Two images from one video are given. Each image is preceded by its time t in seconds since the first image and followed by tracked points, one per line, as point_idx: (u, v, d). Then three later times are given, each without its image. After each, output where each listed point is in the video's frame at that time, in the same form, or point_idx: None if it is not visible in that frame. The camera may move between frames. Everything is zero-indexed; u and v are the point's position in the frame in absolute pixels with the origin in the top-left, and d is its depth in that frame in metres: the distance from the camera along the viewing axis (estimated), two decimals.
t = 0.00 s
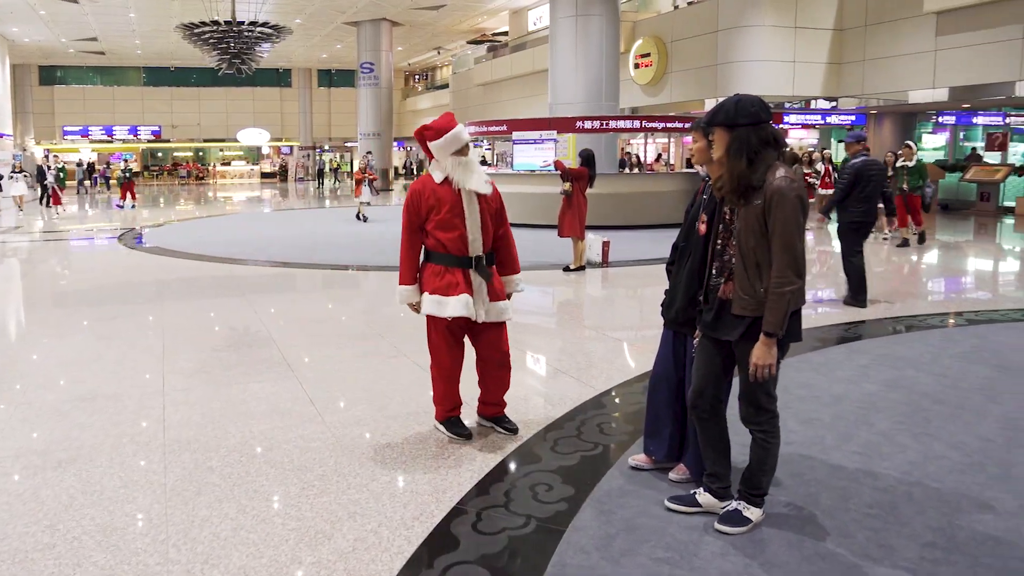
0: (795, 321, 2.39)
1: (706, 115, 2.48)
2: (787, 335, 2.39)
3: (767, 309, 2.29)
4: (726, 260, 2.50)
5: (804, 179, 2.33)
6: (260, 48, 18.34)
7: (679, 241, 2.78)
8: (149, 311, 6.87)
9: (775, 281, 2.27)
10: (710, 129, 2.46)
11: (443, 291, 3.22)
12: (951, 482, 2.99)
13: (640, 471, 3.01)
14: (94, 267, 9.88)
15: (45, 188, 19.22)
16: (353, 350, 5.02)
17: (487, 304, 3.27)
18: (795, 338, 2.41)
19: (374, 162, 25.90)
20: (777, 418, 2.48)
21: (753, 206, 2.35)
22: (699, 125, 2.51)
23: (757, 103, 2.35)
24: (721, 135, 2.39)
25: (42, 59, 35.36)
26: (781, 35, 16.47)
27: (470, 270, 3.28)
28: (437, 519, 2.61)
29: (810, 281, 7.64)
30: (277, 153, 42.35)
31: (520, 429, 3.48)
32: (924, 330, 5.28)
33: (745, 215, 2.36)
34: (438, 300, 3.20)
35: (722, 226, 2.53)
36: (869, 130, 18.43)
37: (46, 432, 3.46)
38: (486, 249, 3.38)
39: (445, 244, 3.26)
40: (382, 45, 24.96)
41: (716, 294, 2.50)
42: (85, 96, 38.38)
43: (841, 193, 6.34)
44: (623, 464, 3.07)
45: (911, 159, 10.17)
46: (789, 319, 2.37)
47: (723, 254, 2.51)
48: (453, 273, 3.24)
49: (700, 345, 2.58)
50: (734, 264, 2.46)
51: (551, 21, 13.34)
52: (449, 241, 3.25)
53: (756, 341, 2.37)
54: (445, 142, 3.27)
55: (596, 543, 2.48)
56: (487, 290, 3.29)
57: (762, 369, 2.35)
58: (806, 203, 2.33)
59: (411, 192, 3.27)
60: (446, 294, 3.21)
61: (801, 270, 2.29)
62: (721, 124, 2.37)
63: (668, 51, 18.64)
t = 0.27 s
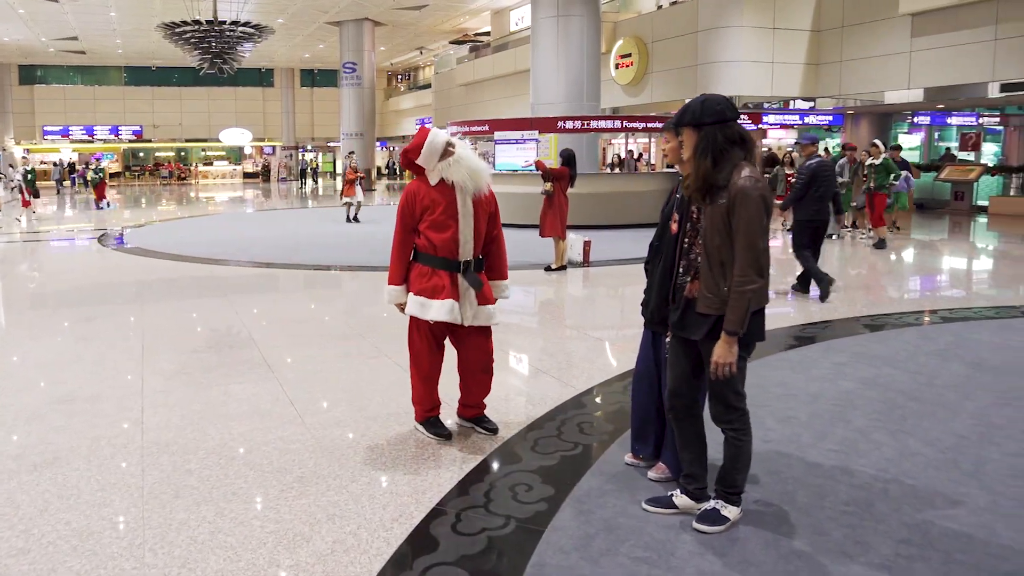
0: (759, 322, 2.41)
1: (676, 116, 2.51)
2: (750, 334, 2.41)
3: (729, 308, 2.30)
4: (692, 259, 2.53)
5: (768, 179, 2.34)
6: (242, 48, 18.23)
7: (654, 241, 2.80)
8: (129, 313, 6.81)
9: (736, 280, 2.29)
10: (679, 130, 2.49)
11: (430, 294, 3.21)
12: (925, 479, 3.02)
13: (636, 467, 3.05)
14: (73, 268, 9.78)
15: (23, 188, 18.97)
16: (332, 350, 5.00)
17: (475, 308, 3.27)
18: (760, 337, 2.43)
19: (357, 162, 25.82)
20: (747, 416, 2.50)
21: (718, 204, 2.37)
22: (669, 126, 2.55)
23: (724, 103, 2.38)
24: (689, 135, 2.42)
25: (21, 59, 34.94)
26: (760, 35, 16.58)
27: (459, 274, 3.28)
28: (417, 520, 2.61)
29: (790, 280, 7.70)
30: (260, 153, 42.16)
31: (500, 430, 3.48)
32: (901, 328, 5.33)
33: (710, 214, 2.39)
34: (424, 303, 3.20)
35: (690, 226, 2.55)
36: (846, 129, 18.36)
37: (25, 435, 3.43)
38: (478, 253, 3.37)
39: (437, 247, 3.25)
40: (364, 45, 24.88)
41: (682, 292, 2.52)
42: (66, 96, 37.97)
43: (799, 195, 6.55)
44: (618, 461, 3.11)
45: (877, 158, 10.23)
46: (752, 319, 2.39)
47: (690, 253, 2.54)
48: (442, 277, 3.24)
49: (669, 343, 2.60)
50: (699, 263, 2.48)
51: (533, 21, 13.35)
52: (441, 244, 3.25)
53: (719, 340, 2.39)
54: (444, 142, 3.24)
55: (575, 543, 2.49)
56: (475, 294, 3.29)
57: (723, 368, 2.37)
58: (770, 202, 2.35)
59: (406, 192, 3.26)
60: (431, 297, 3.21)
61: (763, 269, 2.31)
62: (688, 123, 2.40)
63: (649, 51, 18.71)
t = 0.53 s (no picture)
0: (730, 318, 2.41)
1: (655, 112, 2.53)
2: (722, 329, 2.41)
3: (697, 302, 2.31)
4: (668, 254, 2.54)
5: (743, 174, 2.35)
6: (235, 47, 18.23)
7: (636, 237, 2.81)
8: (120, 312, 6.79)
9: (707, 274, 2.29)
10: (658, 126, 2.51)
11: (418, 292, 3.23)
12: (914, 476, 3.02)
13: (624, 465, 3.06)
14: (64, 268, 9.75)
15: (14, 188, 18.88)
16: (322, 350, 4.99)
17: (464, 306, 3.25)
18: (732, 333, 2.43)
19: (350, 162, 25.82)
20: (726, 411, 2.50)
21: (693, 198, 2.38)
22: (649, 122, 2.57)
23: (701, 99, 2.39)
24: (666, 130, 2.43)
25: (14, 59, 34.83)
26: (752, 35, 16.59)
27: (448, 272, 3.26)
28: (403, 519, 2.60)
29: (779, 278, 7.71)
30: (253, 153, 42.09)
31: (490, 429, 3.47)
32: (890, 325, 5.33)
33: (685, 207, 2.40)
34: (410, 301, 3.22)
35: (666, 221, 2.56)
36: (837, 128, 18.37)
37: (13, 434, 3.41)
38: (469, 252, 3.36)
39: (427, 243, 3.25)
40: (357, 44, 24.89)
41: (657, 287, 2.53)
42: (59, 95, 37.86)
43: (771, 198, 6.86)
44: (608, 458, 3.11)
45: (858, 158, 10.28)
46: (723, 314, 2.40)
47: (666, 248, 2.55)
48: (431, 274, 3.24)
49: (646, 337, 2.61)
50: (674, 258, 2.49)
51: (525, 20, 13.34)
52: (429, 242, 3.25)
53: (687, 334, 2.40)
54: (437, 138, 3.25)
55: (562, 541, 2.48)
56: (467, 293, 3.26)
57: (689, 361, 2.38)
58: (745, 198, 2.35)
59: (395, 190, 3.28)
60: (420, 294, 3.22)
61: (734, 266, 2.32)
62: (664, 119, 2.41)
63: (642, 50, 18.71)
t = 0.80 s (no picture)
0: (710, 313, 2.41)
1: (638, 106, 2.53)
2: (702, 324, 2.41)
3: (676, 297, 2.31)
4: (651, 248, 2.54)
5: (724, 168, 2.34)
6: (232, 45, 18.23)
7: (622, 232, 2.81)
8: (111, 311, 6.75)
9: (686, 269, 2.29)
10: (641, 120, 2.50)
11: (423, 311, 3.20)
12: (906, 474, 3.00)
13: (615, 464, 3.03)
14: (58, 267, 9.70)
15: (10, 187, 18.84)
16: (312, 348, 4.97)
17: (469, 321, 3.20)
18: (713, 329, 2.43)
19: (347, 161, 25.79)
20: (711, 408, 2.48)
21: (674, 192, 2.38)
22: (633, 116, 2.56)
23: (683, 91, 2.39)
24: (649, 124, 2.43)
25: (13, 58, 34.82)
26: (750, 34, 16.56)
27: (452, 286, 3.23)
28: (390, 517, 2.58)
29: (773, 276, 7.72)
30: (253, 152, 42.08)
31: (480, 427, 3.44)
32: (886, 323, 5.29)
33: (666, 201, 2.40)
34: (413, 319, 3.20)
35: (649, 217, 2.56)
36: (836, 127, 18.35)
37: None
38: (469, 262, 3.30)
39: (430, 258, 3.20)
40: (355, 43, 24.86)
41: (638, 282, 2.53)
42: (59, 95, 37.85)
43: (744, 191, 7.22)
44: (597, 457, 3.09)
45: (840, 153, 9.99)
46: (704, 310, 2.39)
47: (649, 243, 2.55)
48: (436, 289, 3.20)
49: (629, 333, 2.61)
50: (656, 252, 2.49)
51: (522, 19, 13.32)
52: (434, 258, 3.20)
53: (667, 329, 2.40)
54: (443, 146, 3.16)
55: (549, 540, 2.46)
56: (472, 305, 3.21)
57: (667, 356, 2.38)
58: (726, 191, 2.34)
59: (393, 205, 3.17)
60: (425, 312, 3.19)
61: (714, 259, 2.31)
62: (648, 113, 2.41)
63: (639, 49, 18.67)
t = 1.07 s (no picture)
0: (692, 311, 2.40)
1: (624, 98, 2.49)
2: (682, 322, 2.40)
3: (658, 296, 2.29)
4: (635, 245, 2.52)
5: (708, 163, 2.32)
6: (229, 44, 18.25)
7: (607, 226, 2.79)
8: (101, 309, 6.72)
9: (668, 267, 2.28)
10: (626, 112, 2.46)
11: (452, 265, 3.00)
12: (897, 474, 2.95)
13: (599, 463, 3.00)
14: (46, 266, 9.63)
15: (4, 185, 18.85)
16: (304, 345, 4.94)
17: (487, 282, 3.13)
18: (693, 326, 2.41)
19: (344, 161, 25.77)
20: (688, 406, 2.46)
21: (657, 187, 2.35)
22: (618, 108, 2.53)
23: (670, 84, 2.36)
24: (635, 117, 2.40)
25: (10, 57, 34.81)
26: (747, 32, 16.50)
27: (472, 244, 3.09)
28: (371, 517, 2.54)
29: (768, 275, 7.66)
30: (251, 151, 41.96)
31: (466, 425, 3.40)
32: (881, 321, 5.24)
33: (650, 196, 2.37)
34: (439, 273, 2.97)
35: (633, 212, 2.54)
36: (833, 126, 18.12)
37: None
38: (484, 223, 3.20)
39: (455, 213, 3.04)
40: (353, 41, 24.84)
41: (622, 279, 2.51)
42: (57, 93, 37.91)
43: (726, 191, 7.62)
44: (582, 457, 3.05)
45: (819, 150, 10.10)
46: (685, 307, 2.38)
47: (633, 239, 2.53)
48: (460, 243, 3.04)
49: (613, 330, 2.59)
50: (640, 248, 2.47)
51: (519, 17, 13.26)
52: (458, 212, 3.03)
53: (648, 327, 2.39)
54: (467, 99, 3.07)
55: (531, 540, 2.42)
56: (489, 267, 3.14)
57: (648, 355, 2.38)
58: (709, 187, 2.32)
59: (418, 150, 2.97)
60: (453, 268, 3.00)
61: (697, 257, 2.30)
62: (633, 106, 2.37)
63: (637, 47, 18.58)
